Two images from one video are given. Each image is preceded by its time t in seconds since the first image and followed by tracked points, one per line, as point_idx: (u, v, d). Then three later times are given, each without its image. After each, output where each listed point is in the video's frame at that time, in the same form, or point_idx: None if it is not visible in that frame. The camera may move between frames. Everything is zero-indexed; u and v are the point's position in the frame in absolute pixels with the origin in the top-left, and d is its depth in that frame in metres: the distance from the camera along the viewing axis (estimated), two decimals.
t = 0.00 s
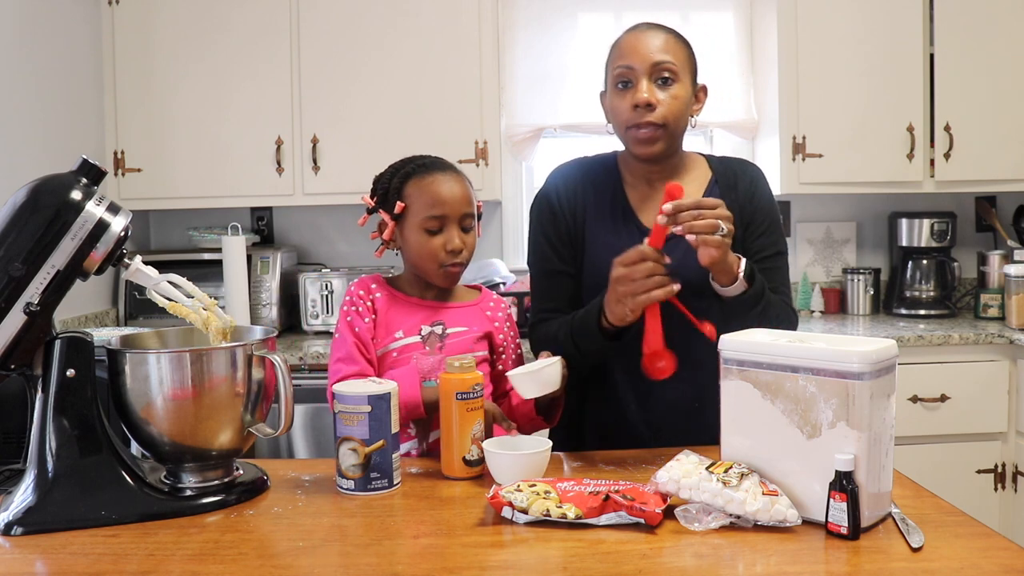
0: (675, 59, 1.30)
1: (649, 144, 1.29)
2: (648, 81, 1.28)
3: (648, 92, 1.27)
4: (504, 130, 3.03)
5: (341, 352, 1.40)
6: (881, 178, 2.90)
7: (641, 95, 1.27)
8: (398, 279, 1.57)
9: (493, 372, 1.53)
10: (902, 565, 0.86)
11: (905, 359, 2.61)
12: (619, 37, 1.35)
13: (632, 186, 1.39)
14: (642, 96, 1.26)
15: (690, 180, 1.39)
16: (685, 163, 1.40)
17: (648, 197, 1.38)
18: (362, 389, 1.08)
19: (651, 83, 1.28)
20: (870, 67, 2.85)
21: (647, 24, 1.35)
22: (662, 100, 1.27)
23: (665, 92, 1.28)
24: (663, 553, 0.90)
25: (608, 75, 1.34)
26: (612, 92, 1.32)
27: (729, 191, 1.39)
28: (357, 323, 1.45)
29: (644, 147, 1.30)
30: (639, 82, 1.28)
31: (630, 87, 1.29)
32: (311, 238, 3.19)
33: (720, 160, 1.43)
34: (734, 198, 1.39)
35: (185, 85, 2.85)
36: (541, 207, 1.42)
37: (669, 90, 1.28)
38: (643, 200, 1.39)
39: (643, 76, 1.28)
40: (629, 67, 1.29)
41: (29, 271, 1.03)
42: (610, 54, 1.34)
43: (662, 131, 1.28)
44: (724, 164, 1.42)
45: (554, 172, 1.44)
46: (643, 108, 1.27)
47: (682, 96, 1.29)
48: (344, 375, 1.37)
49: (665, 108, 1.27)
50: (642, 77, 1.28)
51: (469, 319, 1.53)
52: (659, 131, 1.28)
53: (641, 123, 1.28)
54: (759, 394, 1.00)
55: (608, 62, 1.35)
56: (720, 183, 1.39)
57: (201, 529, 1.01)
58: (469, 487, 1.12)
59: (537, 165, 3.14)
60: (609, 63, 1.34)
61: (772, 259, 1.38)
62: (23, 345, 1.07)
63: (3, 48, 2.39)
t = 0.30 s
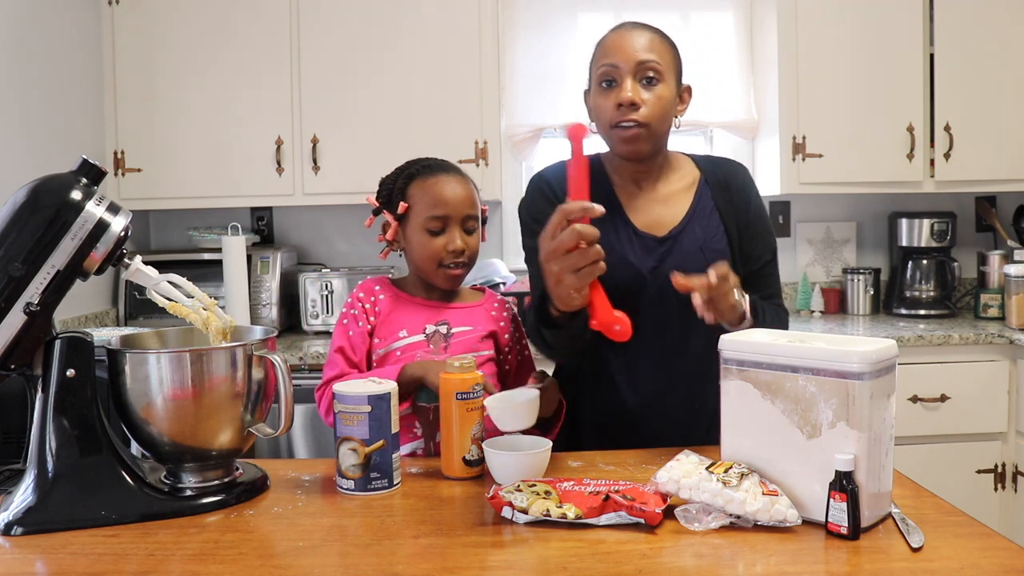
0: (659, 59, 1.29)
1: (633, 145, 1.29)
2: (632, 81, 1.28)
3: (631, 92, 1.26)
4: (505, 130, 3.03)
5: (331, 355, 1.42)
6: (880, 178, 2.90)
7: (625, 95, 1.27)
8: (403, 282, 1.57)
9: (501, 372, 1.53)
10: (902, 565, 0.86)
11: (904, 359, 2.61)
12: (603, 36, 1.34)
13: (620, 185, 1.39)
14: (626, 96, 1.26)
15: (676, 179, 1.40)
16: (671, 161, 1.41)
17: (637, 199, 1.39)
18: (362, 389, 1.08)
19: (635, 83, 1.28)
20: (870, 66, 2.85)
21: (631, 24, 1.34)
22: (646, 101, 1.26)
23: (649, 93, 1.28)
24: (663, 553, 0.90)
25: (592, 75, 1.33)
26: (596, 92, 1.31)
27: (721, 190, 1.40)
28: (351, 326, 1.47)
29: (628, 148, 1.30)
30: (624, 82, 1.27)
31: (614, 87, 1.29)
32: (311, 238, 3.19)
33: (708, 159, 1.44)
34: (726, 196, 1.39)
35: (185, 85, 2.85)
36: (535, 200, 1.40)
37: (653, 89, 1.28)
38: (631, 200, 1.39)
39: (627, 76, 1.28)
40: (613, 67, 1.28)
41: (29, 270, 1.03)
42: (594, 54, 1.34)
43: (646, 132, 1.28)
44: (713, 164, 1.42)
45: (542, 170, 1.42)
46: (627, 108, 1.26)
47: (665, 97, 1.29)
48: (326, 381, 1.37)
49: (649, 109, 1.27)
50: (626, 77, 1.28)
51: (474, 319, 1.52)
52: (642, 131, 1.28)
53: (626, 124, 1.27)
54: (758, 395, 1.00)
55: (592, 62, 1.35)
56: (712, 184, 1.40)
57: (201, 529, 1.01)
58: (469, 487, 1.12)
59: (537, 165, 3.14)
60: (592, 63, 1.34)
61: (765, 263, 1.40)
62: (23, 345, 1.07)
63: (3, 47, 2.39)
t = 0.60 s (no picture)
0: (646, 52, 1.29)
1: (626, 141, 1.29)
2: (621, 75, 1.27)
3: (622, 87, 1.25)
4: (505, 130, 3.03)
5: (330, 361, 1.44)
6: (880, 179, 2.90)
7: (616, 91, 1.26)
8: (405, 283, 1.58)
9: (503, 373, 1.52)
10: (902, 565, 0.86)
11: (904, 359, 2.61)
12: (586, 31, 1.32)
13: (617, 185, 1.39)
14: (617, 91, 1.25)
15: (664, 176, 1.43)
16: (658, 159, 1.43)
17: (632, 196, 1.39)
18: (362, 389, 1.09)
19: (623, 78, 1.27)
20: (870, 67, 2.85)
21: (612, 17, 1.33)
22: (637, 95, 1.26)
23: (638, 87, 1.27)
24: (663, 553, 0.90)
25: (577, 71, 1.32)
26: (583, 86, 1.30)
27: (704, 183, 1.45)
28: (351, 332, 1.50)
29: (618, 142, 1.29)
30: (612, 76, 1.27)
31: (602, 81, 1.28)
32: (311, 238, 3.20)
33: (687, 155, 1.49)
34: (709, 188, 1.45)
35: (186, 85, 2.85)
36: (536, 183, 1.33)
37: (641, 83, 1.27)
38: (628, 198, 1.39)
39: (615, 71, 1.27)
40: (601, 62, 1.27)
41: (29, 271, 1.03)
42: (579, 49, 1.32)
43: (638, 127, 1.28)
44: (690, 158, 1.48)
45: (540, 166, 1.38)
46: (616, 102, 1.25)
47: (655, 89, 1.28)
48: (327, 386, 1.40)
49: (640, 104, 1.26)
50: (615, 71, 1.27)
51: (473, 319, 1.52)
52: (634, 125, 1.27)
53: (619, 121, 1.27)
54: (758, 395, 1.01)
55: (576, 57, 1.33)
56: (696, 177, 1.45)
57: (201, 529, 1.01)
58: (469, 487, 1.12)
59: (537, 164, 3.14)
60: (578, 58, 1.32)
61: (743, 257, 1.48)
62: (23, 345, 1.07)
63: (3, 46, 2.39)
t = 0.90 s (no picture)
0: (637, 50, 1.28)
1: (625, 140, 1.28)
2: (616, 74, 1.26)
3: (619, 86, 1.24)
4: (505, 130, 3.03)
5: (332, 363, 1.45)
6: (881, 178, 2.90)
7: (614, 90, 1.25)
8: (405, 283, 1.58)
9: (502, 372, 1.52)
10: (902, 565, 0.86)
11: (904, 359, 2.61)
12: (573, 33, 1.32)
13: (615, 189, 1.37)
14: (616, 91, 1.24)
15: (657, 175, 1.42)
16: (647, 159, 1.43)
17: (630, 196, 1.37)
18: (362, 389, 1.09)
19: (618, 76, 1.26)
20: (870, 67, 2.85)
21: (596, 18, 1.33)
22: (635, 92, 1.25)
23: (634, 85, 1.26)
24: (663, 553, 0.90)
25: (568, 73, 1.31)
26: (576, 88, 1.29)
27: (690, 178, 1.46)
28: (352, 334, 1.50)
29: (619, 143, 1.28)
30: (609, 76, 1.26)
31: (597, 82, 1.27)
32: (311, 238, 3.20)
33: (670, 150, 1.49)
34: (695, 183, 1.46)
35: (185, 84, 2.85)
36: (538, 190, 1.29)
37: (636, 81, 1.27)
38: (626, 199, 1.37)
39: (610, 70, 1.26)
40: (595, 62, 1.26)
41: (29, 271, 1.03)
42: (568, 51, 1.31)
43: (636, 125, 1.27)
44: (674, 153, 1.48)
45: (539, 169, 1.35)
46: (616, 101, 1.25)
47: (649, 86, 1.28)
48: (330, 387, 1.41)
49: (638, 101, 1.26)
50: (610, 71, 1.26)
51: (473, 320, 1.52)
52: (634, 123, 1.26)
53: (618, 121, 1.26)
54: (757, 395, 1.01)
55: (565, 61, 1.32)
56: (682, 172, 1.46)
57: (201, 529, 1.01)
58: (469, 487, 1.12)
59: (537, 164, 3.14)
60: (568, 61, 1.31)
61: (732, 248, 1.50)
62: (23, 345, 1.07)
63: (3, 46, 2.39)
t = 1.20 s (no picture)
0: (642, 50, 1.29)
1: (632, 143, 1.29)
2: (624, 75, 1.27)
3: (627, 87, 1.25)
4: (505, 130, 3.03)
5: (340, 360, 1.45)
6: (880, 178, 2.89)
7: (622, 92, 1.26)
8: (407, 283, 1.58)
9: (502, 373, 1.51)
10: (902, 565, 0.86)
11: (904, 359, 2.61)
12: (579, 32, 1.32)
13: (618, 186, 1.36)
14: (626, 93, 1.25)
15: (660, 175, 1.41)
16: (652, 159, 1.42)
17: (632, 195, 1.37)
18: (362, 389, 1.09)
19: (626, 77, 1.27)
20: (871, 66, 2.85)
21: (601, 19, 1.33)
22: (642, 94, 1.26)
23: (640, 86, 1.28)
24: (663, 553, 0.90)
25: (574, 73, 1.31)
26: (582, 88, 1.30)
27: (698, 180, 1.45)
28: (357, 331, 1.48)
29: (628, 143, 1.29)
30: (615, 77, 1.27)
31: (604, 82, 1.27)
32: (312, 238, 3.20)
33: (677, 153, 1.48)
34: (702, 185, 1.46)
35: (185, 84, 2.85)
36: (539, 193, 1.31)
37: (643, 82, 1.28)
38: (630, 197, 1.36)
39: (619, 72, 1.27)
40: (603, 62, 1.27)
41: (29, 271, 1.03)
42: (574, 51, 1.32)
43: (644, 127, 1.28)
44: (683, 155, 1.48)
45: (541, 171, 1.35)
46: (625, 103, 1.25)
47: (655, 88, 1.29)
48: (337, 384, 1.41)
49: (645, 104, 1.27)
50: (618, 72, 1.27)
51: (477, 321, 1.52)
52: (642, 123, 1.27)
53: (625, 122, 1.27)
54: (757, 395, 1.01)
55: (569, 62, 1.32)
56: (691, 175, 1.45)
57: (201, 529, 1.01)
58: (469, 487, 1.12)
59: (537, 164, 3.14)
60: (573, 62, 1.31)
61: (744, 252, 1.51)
62: (23, 345, 1.07)
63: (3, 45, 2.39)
